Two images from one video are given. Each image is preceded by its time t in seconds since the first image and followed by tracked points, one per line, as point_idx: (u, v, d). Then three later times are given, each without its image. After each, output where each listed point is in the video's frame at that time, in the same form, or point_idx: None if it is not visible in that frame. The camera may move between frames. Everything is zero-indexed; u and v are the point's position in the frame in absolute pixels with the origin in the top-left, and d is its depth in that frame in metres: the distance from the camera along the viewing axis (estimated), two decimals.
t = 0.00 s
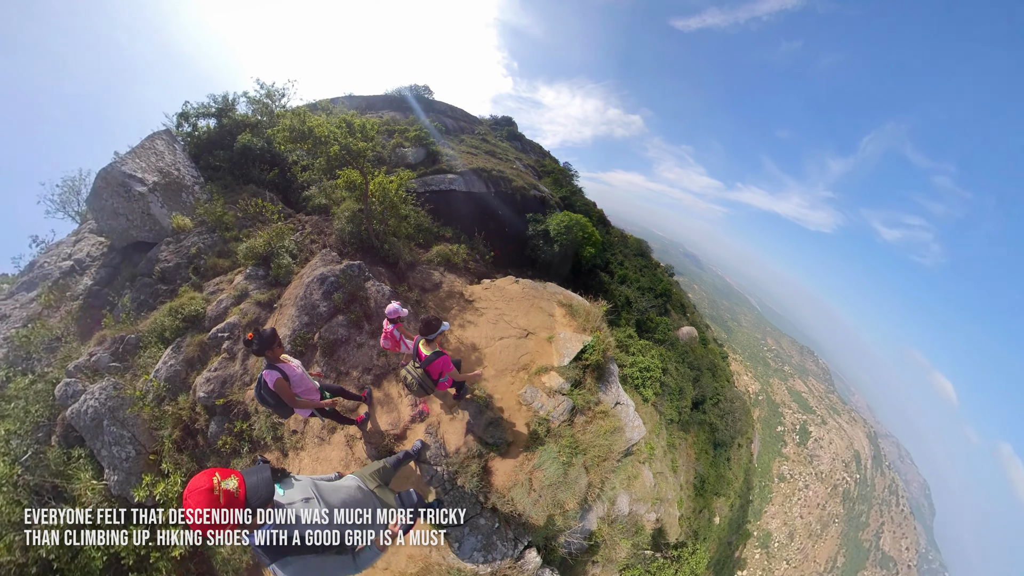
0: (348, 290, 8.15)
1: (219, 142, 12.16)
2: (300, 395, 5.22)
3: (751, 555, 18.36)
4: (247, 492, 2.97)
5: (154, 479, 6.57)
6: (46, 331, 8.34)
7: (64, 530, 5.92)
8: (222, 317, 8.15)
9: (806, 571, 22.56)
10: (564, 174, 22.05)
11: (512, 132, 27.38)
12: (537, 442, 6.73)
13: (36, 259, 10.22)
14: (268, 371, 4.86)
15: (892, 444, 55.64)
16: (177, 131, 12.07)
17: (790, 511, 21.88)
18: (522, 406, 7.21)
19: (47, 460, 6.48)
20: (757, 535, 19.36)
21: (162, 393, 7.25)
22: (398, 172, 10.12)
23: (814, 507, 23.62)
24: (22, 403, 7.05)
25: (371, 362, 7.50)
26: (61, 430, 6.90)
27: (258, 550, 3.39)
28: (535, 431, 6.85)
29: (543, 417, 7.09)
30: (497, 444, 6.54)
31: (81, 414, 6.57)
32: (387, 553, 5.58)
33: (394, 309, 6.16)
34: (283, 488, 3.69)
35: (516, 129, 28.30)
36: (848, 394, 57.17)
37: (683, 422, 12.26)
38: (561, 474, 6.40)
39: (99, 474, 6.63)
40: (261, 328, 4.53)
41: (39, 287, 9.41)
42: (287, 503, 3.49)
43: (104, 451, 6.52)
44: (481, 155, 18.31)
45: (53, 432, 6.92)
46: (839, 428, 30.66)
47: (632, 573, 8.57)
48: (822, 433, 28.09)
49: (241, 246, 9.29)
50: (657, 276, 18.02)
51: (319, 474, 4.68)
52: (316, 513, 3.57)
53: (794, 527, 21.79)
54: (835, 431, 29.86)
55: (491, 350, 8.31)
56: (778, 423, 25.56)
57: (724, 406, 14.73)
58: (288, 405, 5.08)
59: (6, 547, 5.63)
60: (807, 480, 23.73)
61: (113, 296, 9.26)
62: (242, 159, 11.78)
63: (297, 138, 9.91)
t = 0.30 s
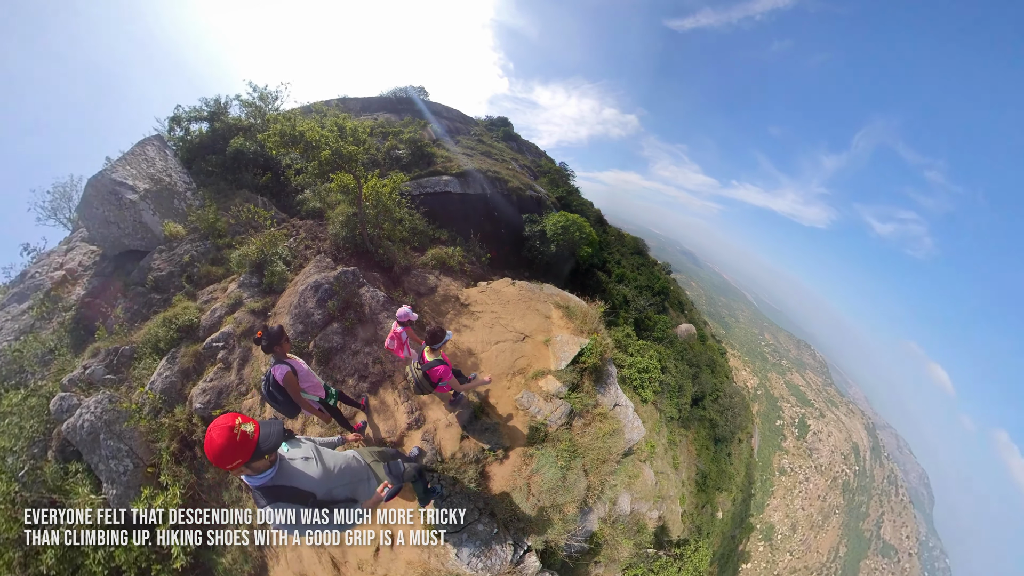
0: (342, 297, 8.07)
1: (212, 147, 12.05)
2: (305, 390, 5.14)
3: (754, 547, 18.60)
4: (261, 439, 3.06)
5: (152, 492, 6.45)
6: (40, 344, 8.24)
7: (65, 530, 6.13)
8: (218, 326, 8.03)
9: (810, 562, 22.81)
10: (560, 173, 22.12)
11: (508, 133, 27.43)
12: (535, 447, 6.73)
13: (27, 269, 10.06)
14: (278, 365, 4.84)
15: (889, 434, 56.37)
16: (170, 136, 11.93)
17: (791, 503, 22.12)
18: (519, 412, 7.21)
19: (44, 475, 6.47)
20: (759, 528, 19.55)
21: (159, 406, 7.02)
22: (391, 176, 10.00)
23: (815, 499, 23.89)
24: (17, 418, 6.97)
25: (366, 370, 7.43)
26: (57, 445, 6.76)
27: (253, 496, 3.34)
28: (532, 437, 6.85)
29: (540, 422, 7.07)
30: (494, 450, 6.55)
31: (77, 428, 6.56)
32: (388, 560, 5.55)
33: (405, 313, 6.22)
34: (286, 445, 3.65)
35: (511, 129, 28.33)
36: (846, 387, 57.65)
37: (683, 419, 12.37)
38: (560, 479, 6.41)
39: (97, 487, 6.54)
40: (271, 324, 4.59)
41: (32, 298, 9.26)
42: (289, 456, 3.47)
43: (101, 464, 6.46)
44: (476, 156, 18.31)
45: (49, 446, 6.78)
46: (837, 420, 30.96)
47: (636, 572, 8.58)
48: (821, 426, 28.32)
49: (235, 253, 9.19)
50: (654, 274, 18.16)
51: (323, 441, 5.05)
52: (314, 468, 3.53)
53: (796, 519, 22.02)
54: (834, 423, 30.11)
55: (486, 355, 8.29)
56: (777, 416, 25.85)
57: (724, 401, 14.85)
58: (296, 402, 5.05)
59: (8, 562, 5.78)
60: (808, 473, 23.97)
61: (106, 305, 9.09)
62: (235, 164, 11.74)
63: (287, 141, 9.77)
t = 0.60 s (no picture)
0: (336, 302, 8.02)
1: (205, 152, 11.90)
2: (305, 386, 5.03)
3: (758, 540, 18.78)
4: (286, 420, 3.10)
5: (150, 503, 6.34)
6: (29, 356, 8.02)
7: (64, 530, 5.99)
8: (211, 334, 7.92)
9: (814, 551, 23.08)
10: (555, 173, 22.23)
11: (503, 134, 27.50)
12: (534, 450, 6.67)
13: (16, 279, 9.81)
14: (278, 361, 4.79)
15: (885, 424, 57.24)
16: (161, 140, 11.75)
17: (794, 494, 22.33)
18: (516, 415, 7.19)
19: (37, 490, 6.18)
20: (764, 520, 19.68)
21: (154, 415, 6.91)
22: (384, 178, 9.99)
23: (817, 489, 24.13)
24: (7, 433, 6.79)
25: (361, 375, 7.33)
26: (50, 458, 6.53)
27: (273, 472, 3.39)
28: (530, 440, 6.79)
29: (539, 424, 7.04)
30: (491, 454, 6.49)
31: (68, 440, 6.30)
32: (384, 566, 5.52)
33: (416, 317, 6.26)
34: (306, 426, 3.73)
35: (507, 131, 28.42)
36: (842, 379, 58.50)
37: (684, 414, 12.50)
38: (560, 482, 6.36)
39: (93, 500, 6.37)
40: (267, 322, 4.48)
41: (21, 309, 9.02)
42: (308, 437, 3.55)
43: (95, 477, 6.24)
44: (471, 157, 18.33)
45: (43, 460, 6.55)
46: (837, 411, 31.25)
47: (642, 570, 8.57)
48: (822, 417, 28.58)
49: (227, 259, 9.08)
50: (651, 271, 18.32)
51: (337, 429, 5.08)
52: (331, 450, 3.60)
53: (800, 510, 22.21)
54: (834, 414, 30.36)
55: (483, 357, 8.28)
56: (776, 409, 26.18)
57: (723, 396, 14.98)
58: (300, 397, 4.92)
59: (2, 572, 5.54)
60: (809, 464, 24.25)
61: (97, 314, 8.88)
62: (227, 168, 11.60)
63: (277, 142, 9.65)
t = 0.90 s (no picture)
0: (322, 306, 7.86)
1: (189, 152, 11.52)
2: (297, 396, 4.90)
3: (757, 530, 19.30)
4: (310, 441, 3.11)
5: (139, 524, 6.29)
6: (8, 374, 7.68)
7: (64, 530, 6.10)
8: (195, 343, 7.67)
9: (810, 540, 23.79)
10: (550, 171, 22.23)
11: (498, 131, 27.32)
12: (535, 457, 6.76)
13: None
14: (265, 375, 4.70)
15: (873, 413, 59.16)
16: (145, 140, 11.34)
17: (790, 484, 22.93)
18: (515, 423, 7.26)
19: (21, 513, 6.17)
20: (762, 510, 20.17)
21: (135, 434, 6.70)
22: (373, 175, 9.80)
23: (813, 479, 24.78)
24: None
25: (350, 385, 7.07)
26: (34, 481, 6.35)
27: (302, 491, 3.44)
28: (532, 447, 6.87)
29: (539, 432, 7.13)
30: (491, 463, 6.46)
31: (51, 462, 6.27)
32: None
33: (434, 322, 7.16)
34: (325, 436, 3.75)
35: (501, 128, 28.24)
36: (835, 369, 60.94)
37: (682, 410, 12.74)
38: (561, 490, 6.43)
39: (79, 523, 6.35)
40: (249, 335, 4.40)
41: None
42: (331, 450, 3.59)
43: (79, 498, 6.21)
44: (465, 155, 18.17)
45: (26, 482, 6.40)
46: (830, 402, 32.06)
47: (645, 568, 8.69)
48: (815, 408, 29.34)
49: (210, 263, 8.82)
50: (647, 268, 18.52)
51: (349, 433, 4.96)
52: (354, 460, 3.65)
53: (796, 500, 22.83)
54: (827, 405, 31.10)
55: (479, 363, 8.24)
56: (771, 402, 26.79)
57: (720, 391, 15.30)
58: (296, 408, 4.82)
59: None
60: (804, 454, 24.97)
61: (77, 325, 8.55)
62: (213, 168, 11.29)
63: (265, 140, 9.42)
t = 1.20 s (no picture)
0: (307, 315, 7.83)
1: (176, 156, 11.28)
2: (290, 413, 4.78)
3: (757, 522, 19.77)
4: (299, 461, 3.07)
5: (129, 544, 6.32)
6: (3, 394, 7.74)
7: (64, 530, 6.36)
8: (179, 356, 7.56)
9: (809, 530, 24.32)
10: (547, 169, 22.20)
11: (494, 129, 27.10)
12: (531, 471, 6.60)
13: None
14: (250, 398, 4.49)
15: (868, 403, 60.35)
16: (130, 144, 11.10)
17: (788, 477, 23.42)
18: (510, 437, 7.06)
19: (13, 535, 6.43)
20: (761, 503, 20.58)
21: (123, 453, 6.66)
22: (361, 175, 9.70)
23: (811, 472, 25.32)
24: None
25: (335, 399, 7.07)
26: (22, 503, 6.63)
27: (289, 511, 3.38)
28: (529, 463, 6.69)
29: (535, 446, 6.92)
30: (484, 479, 6.33)
31: (38, 483, 6.51)
32: None
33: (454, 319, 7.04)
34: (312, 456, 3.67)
35: (497, 126, 28.05)
36: (830, 361, 62.04)
37: (682, 407, 12.92)
38: (560, 506, 6.44)
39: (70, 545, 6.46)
40: (230, 357, 4.12)
41: None
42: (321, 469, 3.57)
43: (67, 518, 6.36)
44: (461, 153, 17.99)
45: (16, 504, 6.66)
46: (825, 396, 32.66)
47: (647, 571, 8.80)
48: (812, 401, 29.89)
49: (194, 271, 8.70)
50: (645, 266, 18.68)
51: (338, 437, 4.86)
52: (344, 476, 3.70)
53: (794, 492, 23.34)
54: (823, 398, 31.69)
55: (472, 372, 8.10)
56: (769, 396, 27.26)
57: (719, 387, 15.51)
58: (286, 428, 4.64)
59: None
60: (801, 447, 25.57)
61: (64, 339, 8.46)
62: (199, 171, 11.08)
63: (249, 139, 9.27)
